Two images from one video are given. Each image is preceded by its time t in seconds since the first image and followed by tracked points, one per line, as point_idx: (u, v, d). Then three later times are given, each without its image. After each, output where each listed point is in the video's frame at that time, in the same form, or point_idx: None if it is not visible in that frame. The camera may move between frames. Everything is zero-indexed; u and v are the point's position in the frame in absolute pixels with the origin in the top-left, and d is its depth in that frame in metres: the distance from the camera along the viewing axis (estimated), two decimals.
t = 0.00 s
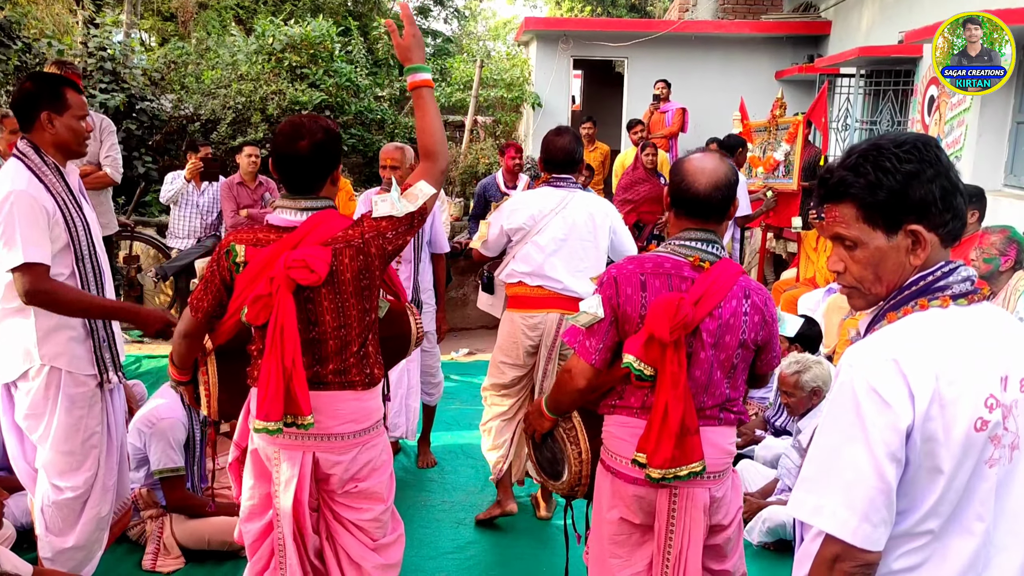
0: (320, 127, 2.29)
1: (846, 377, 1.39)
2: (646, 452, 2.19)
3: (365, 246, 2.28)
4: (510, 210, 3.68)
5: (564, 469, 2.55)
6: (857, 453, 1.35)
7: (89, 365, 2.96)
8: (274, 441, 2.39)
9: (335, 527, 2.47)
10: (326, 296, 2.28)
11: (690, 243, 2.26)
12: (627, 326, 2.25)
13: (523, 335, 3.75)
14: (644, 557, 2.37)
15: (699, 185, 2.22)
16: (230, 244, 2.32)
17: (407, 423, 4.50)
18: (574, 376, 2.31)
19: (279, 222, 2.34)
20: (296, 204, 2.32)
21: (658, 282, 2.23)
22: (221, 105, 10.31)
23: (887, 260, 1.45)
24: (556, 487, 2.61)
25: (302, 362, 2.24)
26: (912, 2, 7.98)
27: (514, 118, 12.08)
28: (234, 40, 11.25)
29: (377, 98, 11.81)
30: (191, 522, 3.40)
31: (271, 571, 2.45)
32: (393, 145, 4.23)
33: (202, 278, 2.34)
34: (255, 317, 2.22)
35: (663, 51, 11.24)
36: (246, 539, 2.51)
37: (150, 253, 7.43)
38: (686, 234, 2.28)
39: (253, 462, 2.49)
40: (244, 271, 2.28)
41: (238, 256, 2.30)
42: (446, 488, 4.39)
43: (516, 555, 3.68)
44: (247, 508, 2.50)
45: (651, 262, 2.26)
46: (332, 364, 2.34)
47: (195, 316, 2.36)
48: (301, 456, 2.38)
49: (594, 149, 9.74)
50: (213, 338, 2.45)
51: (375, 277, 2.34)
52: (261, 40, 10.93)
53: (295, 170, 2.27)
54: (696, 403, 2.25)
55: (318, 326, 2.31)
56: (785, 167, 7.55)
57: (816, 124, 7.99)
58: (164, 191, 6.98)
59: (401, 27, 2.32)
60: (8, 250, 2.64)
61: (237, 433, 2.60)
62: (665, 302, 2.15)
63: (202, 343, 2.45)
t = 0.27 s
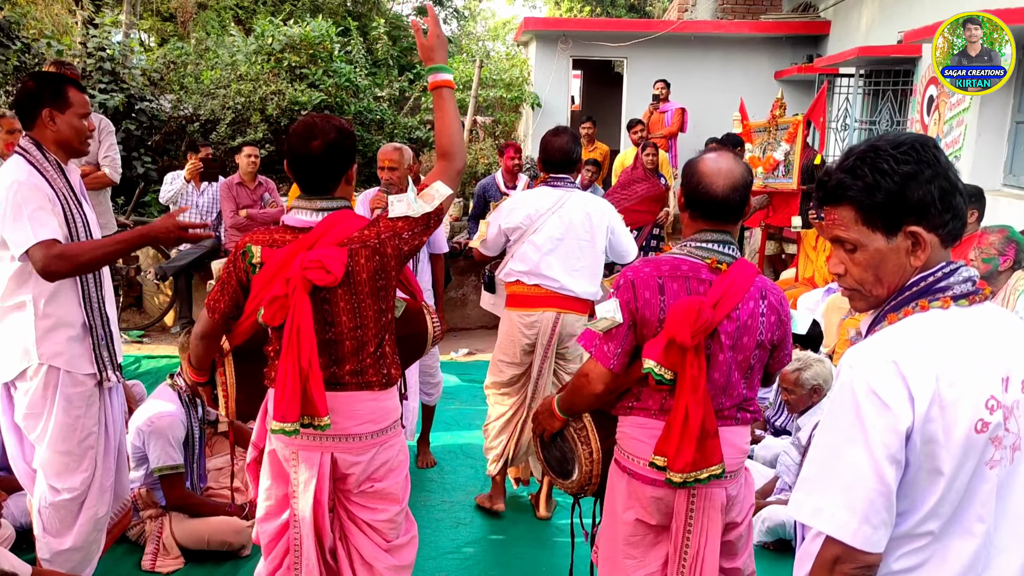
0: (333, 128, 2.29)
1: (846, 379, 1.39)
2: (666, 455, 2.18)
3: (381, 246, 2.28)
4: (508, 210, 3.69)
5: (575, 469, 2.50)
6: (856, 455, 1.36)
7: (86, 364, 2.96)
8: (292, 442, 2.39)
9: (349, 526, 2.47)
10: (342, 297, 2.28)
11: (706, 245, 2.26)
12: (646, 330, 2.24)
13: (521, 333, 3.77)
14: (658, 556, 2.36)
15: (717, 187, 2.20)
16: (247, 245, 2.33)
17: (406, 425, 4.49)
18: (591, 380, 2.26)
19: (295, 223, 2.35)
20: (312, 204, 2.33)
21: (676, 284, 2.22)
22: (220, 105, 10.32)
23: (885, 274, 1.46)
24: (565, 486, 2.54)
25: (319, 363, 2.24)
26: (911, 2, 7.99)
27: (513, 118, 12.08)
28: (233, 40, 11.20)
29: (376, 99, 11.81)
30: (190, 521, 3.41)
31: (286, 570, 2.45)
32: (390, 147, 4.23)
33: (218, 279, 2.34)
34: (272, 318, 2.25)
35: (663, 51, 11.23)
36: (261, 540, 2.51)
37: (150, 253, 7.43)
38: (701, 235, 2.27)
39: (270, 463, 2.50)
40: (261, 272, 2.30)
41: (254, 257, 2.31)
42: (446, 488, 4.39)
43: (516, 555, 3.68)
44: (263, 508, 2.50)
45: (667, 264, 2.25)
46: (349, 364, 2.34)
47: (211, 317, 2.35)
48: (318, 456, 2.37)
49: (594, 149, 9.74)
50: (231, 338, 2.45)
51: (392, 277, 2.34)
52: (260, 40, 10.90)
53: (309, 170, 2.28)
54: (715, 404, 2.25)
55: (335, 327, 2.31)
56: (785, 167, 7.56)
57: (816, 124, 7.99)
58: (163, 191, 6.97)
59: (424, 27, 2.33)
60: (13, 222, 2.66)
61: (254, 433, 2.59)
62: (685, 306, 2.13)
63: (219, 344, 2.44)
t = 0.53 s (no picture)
0: (349, 131, 2.25)
1: (838, 382, 1.39)
2: (687, 461, 2.18)
3: (400, 250, 2.29)
4: (498, 211, 3.73)
5: (589, 473, 2.45)
6: (847, 457, 1.36)
7: (83, 365, 2.96)
8: (316, 446, 2.38)
9: (367, 530, 2.47)
10: (362, 301, 2.28)
11: (726, 249, 2.22)
12: (668, 336, 2.20)
13: (511, 334, 3.82)
14: (674, 560, 2.34)
15: (740, 192, 2.16)
16: (266, 250, 2.30)
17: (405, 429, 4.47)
18: (611, 386, 2.21)
19: (314, 227, 2.32)
20: (332, 209, 2.30)
21: (698, 290, 2.19)
22: (219, 108, 10.26)
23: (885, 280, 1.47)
24: (580, 490, 2.49)
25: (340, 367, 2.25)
26: (910, 4, 8.00)
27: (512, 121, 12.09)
28: (232, 42, 11.14)
29: (376, 101, 11.83)
30: (190, 523, 3.41)
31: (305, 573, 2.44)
32: (387, 150, 4.21)
33: (240, 285, 2.33)
34: (292, 323, 2.23)
35: (662, 53, 11.25)
36: (281, 543, 2.50)
37: (149, 255, 7.43)
38: (721, 240, 2.23)
39: (293, 468, 2.48)
40: (280, 278, 2.27)
41: (274, 262, 2.28)
42: (447, 490, 4.39)
43: (516, 557, 3.68)
44: (285, 511, 2.49)
45: (688, 269, 2.21)
46: (371, 368, 2.35)
47: (233, 322, 2.34)
48: (342, 460, 2.38)
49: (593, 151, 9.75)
50: (253, 343, 2.44)
51: (412, 280, 2.35)
52: (259, 43, 10.93)
53: (326, 175, 2.25)
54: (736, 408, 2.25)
55: (355, 331, 2.30)
56: (785, 168, 7.57)
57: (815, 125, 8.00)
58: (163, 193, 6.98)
59: (457, 29, 2.37)
60: (13, 208, 2.63)
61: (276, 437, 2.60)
62: (709, 311, 2.11)
63: (242, 348, 2.44)
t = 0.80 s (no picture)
0: (361, 138, 2.22)
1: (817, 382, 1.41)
2: (703, 468, 2.17)
3: (418, 256, 2.29)
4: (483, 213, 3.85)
5: (599, 477, 2.44)
6: (825, 457, 1.38)
7: (78, 368, 2.94)
8: (338, 453, 2.37)
9: (383, 537, 2.44)
10: (381, 309, 2.28)
11: (741, 256, 2.22)
12: (683, 343, 2.19)
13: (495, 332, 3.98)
14: (686, 567, 2.32)
15: (758, 198, 2.16)
16: (286, 259, 2.34)
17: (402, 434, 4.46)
18: (626, 394, 2.20)
19: (332, 235, 2.33)
20: (349, 216, 2.30)
21: (714, 297, 2.18)
22: (218, 112, 10.44)
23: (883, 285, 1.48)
24: (588, 494, 2.49)
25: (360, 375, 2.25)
26: (908, 6, 8.02)
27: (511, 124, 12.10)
28: (231, 47, 11.13)
29: (375, 105, 11.84)
30: (189, 527, 3.41)
31: None
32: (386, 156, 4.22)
33: (259, 293, 2.36)
34: (312, 331, 2.25)
35: (661, 56, 11.27)
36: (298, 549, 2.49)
37: (148, 260, 7.43)
38: (737, 246, 2.23)
39: (314, 475, 2.47)
40: (300, 286, 2.29)
41: (293, 271, 2.31)
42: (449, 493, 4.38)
43: (514, 561, 3.67)
44: (304, 517, 2.48)
45: (704, 276, 2.21)
46: (391, 376, 2.35)
47: (253, 331, 2.36)
48: (363, 467, 2.37)
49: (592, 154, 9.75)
50: (274, 351, 2.45)
51: (430, 287, 2.34)
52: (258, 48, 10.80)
53: (342, 184, 2.24)
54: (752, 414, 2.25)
55: (375, 338, 2.31)
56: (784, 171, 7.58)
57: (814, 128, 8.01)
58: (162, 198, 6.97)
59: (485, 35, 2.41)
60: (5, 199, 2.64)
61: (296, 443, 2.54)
62: (727, 319, 2.10)
63: (263, 356, 2.44)
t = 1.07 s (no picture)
0: (371, 146, 2.25)
1: (799, 375, 1.46)
2: (711, 475, 2.18)
3: (433, 263, 2.29)
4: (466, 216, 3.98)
5: (604, 481, 2.45)
6: (804, 448, 1.43)
7: (68, 370, 2.93)
8: (352, 460, 2.37)
9: (393, 545, 2.44)
10: (396, 316, 2.29)
11: (750, 264, 2.23)
12: (692, 350, 2.19)
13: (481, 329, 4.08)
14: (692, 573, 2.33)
15: (770, 206, 2.17)
16: (300, 267, 2.35)
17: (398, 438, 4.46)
18: (634, 400, 2.21)
19: (346, 242, 2.35)
20: (363, 224, 2.32)
21: (723, 305, 2.19)
22: (218, 117, 10.26)
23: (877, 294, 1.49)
24: (593, 498, 2.49)
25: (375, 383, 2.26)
26: (906, 10, 8.04)
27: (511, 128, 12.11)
28: (231, 53, 11.20)
29: (374, 109, 11.86)
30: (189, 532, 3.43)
31: None
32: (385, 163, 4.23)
33: (275, 301, 2.38)
34: (327, 338, 2.25)
35: (660, 60, 11.29)
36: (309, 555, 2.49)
37: (148, 265, 7.43)
38: (745, 254, 2.23)
39: (327, 481, 2.47)
40: (315, 293, 2.31)
41: (308, 279, 2.33)
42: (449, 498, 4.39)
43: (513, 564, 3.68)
44: (316, 523, 2.48)
45: (714, 283, 2.21)
46: (406, 384, 2.35)
47: (269, 339, 2.39)
48: (377, 475, 2.37)
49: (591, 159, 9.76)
50: (290, 358, 2.48)
51: (445, 293, 2.34)
52: (258, 52, 10.98)
53: (353, 192, 2.26)
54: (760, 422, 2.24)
55: (390, 345, 2.31)
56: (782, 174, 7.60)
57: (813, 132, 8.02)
58: (162, 203, 6.98)
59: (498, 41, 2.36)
60: None
61: (310, 449, 2.53)
62: (738, 328, 2.11)
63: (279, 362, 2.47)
